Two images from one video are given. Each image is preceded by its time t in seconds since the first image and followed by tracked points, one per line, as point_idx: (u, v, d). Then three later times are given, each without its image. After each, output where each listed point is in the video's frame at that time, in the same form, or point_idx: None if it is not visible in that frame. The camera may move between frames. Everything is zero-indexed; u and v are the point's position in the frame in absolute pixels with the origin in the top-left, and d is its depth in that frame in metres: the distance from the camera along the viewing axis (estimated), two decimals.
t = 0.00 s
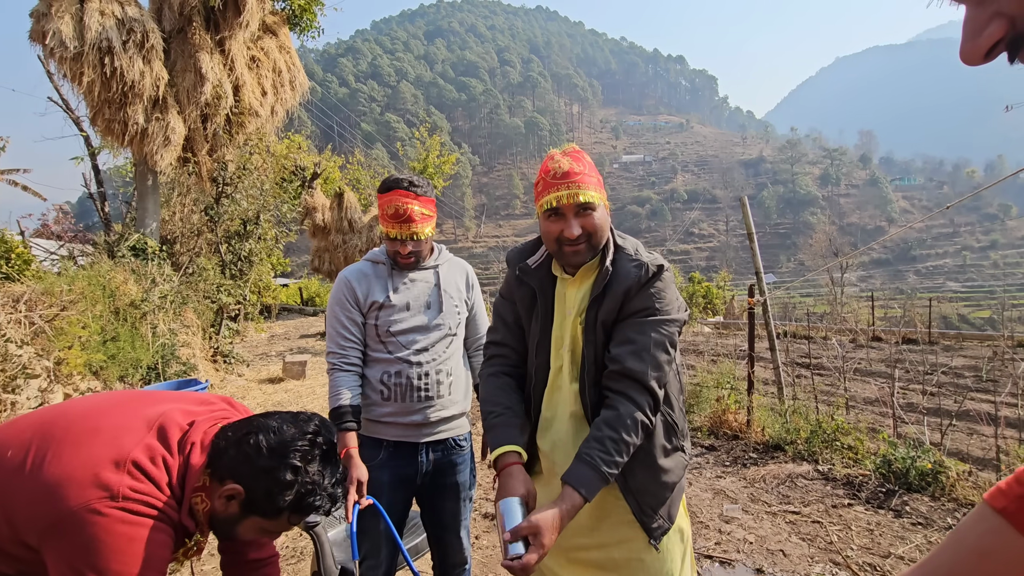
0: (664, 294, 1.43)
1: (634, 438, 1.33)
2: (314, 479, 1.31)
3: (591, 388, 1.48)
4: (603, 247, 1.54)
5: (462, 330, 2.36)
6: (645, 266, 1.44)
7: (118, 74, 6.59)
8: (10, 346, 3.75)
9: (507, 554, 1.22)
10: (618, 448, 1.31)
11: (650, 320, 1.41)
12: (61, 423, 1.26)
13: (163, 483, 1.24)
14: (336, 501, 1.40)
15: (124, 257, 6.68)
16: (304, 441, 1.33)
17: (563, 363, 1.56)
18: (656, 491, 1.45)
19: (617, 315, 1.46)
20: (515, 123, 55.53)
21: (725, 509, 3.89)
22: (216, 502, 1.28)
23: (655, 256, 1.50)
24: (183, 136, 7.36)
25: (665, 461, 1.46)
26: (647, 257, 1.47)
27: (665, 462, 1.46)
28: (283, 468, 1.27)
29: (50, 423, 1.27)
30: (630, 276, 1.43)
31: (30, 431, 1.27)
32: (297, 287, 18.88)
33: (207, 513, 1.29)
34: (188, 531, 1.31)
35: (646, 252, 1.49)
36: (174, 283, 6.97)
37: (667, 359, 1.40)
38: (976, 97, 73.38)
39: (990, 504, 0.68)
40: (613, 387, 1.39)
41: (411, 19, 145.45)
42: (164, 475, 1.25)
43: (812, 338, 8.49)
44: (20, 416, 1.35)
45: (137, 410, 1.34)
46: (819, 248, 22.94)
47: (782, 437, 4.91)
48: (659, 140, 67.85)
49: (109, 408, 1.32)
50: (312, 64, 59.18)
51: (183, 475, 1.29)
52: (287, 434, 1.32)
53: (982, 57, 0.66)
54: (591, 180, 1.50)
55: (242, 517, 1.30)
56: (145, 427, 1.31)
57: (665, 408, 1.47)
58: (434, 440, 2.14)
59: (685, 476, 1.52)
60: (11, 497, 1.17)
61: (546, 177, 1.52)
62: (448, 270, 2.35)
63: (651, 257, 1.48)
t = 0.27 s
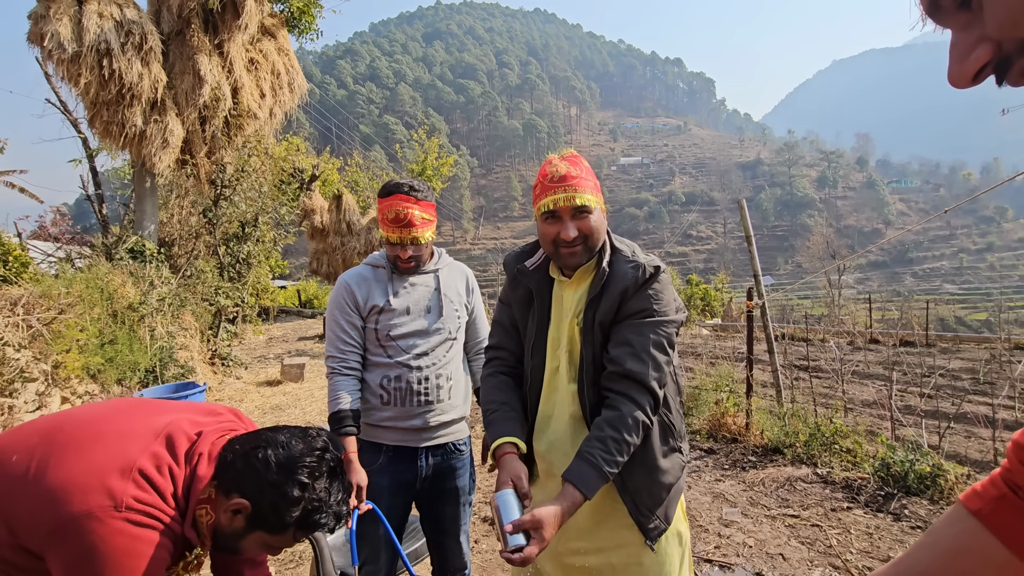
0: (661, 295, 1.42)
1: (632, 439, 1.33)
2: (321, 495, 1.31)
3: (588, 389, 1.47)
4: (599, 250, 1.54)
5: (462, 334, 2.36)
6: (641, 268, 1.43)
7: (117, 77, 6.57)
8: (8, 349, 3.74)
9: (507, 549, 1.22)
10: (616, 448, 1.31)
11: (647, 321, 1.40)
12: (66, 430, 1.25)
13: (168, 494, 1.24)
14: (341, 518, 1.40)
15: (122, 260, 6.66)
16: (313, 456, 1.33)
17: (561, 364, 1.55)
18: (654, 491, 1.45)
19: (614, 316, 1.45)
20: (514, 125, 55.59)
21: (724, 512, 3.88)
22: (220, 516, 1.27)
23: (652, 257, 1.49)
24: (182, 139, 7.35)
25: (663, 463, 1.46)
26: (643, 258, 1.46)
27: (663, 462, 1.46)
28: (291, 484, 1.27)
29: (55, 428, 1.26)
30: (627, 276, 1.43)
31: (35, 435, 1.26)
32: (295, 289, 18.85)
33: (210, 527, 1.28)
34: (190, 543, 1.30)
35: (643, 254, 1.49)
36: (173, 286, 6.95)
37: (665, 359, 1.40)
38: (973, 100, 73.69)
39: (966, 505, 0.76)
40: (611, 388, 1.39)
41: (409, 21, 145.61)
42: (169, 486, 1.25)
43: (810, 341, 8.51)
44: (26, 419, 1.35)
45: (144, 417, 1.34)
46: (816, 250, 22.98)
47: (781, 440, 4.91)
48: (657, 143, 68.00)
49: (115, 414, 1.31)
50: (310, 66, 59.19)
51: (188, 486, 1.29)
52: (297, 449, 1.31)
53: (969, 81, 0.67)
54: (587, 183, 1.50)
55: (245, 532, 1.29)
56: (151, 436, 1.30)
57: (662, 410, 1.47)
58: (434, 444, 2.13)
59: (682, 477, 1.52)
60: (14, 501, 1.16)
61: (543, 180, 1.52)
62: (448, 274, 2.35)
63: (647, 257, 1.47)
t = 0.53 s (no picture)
0: (653, 297, 1.41)
1: (623, 441, 1.32)
2: (316, 507, 1.30)
3: (581, 390, 1.46)
4: (595, 251, 1.53)
5: (457, 336, 2.35)
6: (635, 270, 1.42)
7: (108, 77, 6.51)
8: None
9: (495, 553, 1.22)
10: (607, 452, 1.30)
11: (639, 323, 1.39)
12: (59, 439, 1.23)
13: (163, 506, 1.22)
14: (335, 530, 1.39)
15: (114, 262, 6.60)
16: (309, 467, 1.32)
17: (554, 366, 1.54)
18: (646, 493, 1.44)
19: (607, 317, 1.44)
20: (508, 126, 55.61)
21: (719, 514, 3.89)
22: (214, 528, 1.26)
23: (646, 259, 1.48)
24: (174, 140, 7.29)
25: (655, 465, 1.46)
26: (637, 260, 1.46)
27: (655, 464, 1.46)
28: (286, 497, 1.25)
29: (48, 437, 1.24)
30: (620, 278, 1.42)
31: (27, 444, 1.24)
32: (288, 291, 18.76)
33: (203, 538, 1.27)
34: (183, 554, 1.28)
35: (637, 256, 1.48)
36: (165, 288, 6.89)
37: (657, 362, 1.39)
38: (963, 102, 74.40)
39: (956, 507, 0.74)
40: (603, 390, 1.38)
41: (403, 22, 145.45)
42: (164, 498, 1.23)
43: (803, 342, 8.55)
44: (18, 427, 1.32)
45: (136, 426, 1.31)
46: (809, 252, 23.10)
47: (775, 441, 4.93)
48: (651, 144, 68.26)
49: (107, 424, 1.29)
50: (304, 67, 58.99)
51: (182, 497, 1.27)
52: (292, 460, 1.30)
53: (961, 85, 0.66)
54: (584, 185, 1.49)
55: (239, 544, 1.28)
56: (146, 446, 1.28)
57: (654, 412, 1.46)
58: (428, 447, 2.12)
59: (675, 479, 1.51)
60: (5, 513, 1.14)
61: (539, 181, 1.52)
62: (443, 276, 2.34)
63: (641, 259, 1.47)
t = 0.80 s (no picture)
0: (655, 300, 1.40)
1: (624, 446, 1.30)
2: (315, 518, 1.28)
3: (582, 393, 1.45)
4: (598, 252, 1.52)
5: (454, 338, 2.33)
6: (637, 272, 1.41)
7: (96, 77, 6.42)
8: None
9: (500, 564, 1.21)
10: (608, 458, 1.28)
11: (641, 326, 1.38)
12: (48, 451, 1.20)
13: (158, 519, 1.20)
14: (332, 541, 1.37)
15: (103, 264, 6.52)
16: (307, 477, 1.30)
17: (554, 369, 1.53)
18: (647, 499, 1.43)
19: (609, 320, 1.43)
20: (500, 128, 55.64)
21: (715, 514, 3.89)
22: (210, 540, 1.23)
23: (648, 260, 1.47)
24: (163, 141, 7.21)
25: (655, 470, 1.44)
26: (639, 262, 1.45)
27: (656, 469, 1.44)
28: (283, 509, 1.23)
29: (38, 448, 1.20)
30: (623, 280, 1.41)
31: (16, 454, 1.20)
32: (279, 293, 18.64)
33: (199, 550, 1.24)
34: (179, 566, 1.26)
35: (639, 257, 1.47)
36: (155, 290, 6.80)
37: (659, 365, 1.38)
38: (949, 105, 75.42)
39: (972, 515, 0.77)
40: (604, 395, 1.37)
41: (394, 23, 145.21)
42: (159, 510, 1.20)
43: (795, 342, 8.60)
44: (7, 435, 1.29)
45: (128, 435, 1.28)
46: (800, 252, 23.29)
47: (769, 442, 4.94)
48: (642, 146, 68.56)
49: (98, 433, 1.25)
50: (294, 68, 58.71)
51: (177, 509, 1.24)
52: (290, 471, 1.28)
53: (977, 88, 0.65)
54: (587, 184, 1.48)
55: (236, 556, 1.25)
56: (139, 456, 1.25)
57: (656, 417, 1.45)
58: (425, 451, 2.10)
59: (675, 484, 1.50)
60: None
61: (542, 180, 1.51)
62: (440, 278, 2.32)
63: (643, 261, 1.46)
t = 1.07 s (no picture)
0: (676, 299, 1.40)
1: (646, 443, 1.29)
2: (333, 528, 1.27)
3: (601, 391, 1.44)
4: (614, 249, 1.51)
5: (461, 338, 2.31)
6: (657, 270, 1.41)
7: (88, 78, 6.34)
8: None
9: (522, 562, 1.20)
10: (628, 455, 1.27)
11: (663, 325, 1.37)
12: (60, 456, 1.17)
13: (173, 529, 1.18)
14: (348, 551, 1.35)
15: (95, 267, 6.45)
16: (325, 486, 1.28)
17: (570, 367, 1.51)
18: (664, 501, 1.42)
19: (629, 319, 1.42)
20: (494, 130, 55.69)
21: (717, 514, 3.89)
22: (226, 549, 1.22)
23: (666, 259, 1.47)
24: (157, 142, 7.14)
25: (672, 470, 1.44)
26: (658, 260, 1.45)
27: (673, 470, 1.44)
28: (302, 519, 1.21)
29: (49, 454, 1.17)
30: (644, 279, 1.40)
31: (26, 459, 1.18)
32: (273, 295, 18.53)
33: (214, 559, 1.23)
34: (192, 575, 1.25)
35: (657, 256, 1.47)
36: (149, 292, 6.73)
37: (681, 364, 1.37)
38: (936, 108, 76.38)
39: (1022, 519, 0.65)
40: (626, 392, 1.36)
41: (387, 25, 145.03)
42: (174, 520, 1.18)
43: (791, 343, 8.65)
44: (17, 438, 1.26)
45: (142, 440, 1.25)
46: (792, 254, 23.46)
47: (769, 441, 4.96)
48: (635, 148, 68.89)
49: (112, 438, 1.22)
50: (286, 69, 58.45)
51: (193, 518, 1.22)
52: (308, 478, 1.26)
53: None
54: (605, 179, 1.48)
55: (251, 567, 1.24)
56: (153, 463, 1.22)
57: (675, 417, 1.44)
58: (434, 452, 2.08)
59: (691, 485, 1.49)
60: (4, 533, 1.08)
61: (560, 173, 1.51)
62: (447, 277, 2.30)
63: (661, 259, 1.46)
